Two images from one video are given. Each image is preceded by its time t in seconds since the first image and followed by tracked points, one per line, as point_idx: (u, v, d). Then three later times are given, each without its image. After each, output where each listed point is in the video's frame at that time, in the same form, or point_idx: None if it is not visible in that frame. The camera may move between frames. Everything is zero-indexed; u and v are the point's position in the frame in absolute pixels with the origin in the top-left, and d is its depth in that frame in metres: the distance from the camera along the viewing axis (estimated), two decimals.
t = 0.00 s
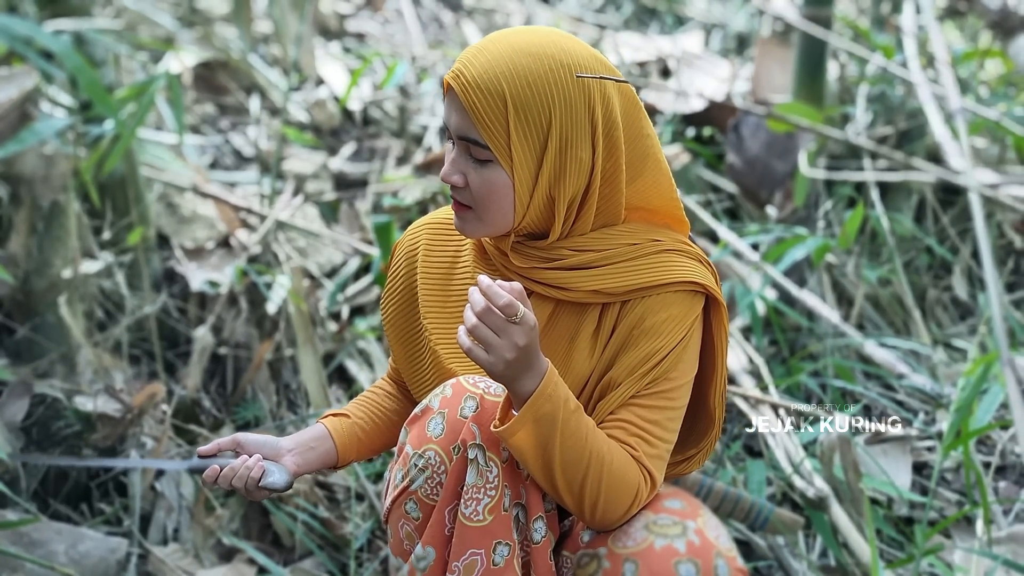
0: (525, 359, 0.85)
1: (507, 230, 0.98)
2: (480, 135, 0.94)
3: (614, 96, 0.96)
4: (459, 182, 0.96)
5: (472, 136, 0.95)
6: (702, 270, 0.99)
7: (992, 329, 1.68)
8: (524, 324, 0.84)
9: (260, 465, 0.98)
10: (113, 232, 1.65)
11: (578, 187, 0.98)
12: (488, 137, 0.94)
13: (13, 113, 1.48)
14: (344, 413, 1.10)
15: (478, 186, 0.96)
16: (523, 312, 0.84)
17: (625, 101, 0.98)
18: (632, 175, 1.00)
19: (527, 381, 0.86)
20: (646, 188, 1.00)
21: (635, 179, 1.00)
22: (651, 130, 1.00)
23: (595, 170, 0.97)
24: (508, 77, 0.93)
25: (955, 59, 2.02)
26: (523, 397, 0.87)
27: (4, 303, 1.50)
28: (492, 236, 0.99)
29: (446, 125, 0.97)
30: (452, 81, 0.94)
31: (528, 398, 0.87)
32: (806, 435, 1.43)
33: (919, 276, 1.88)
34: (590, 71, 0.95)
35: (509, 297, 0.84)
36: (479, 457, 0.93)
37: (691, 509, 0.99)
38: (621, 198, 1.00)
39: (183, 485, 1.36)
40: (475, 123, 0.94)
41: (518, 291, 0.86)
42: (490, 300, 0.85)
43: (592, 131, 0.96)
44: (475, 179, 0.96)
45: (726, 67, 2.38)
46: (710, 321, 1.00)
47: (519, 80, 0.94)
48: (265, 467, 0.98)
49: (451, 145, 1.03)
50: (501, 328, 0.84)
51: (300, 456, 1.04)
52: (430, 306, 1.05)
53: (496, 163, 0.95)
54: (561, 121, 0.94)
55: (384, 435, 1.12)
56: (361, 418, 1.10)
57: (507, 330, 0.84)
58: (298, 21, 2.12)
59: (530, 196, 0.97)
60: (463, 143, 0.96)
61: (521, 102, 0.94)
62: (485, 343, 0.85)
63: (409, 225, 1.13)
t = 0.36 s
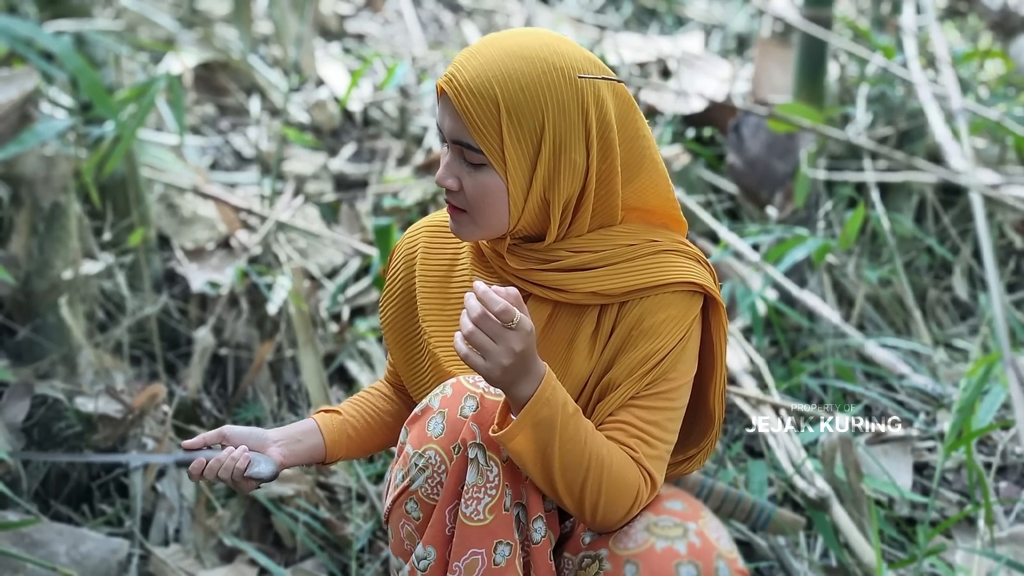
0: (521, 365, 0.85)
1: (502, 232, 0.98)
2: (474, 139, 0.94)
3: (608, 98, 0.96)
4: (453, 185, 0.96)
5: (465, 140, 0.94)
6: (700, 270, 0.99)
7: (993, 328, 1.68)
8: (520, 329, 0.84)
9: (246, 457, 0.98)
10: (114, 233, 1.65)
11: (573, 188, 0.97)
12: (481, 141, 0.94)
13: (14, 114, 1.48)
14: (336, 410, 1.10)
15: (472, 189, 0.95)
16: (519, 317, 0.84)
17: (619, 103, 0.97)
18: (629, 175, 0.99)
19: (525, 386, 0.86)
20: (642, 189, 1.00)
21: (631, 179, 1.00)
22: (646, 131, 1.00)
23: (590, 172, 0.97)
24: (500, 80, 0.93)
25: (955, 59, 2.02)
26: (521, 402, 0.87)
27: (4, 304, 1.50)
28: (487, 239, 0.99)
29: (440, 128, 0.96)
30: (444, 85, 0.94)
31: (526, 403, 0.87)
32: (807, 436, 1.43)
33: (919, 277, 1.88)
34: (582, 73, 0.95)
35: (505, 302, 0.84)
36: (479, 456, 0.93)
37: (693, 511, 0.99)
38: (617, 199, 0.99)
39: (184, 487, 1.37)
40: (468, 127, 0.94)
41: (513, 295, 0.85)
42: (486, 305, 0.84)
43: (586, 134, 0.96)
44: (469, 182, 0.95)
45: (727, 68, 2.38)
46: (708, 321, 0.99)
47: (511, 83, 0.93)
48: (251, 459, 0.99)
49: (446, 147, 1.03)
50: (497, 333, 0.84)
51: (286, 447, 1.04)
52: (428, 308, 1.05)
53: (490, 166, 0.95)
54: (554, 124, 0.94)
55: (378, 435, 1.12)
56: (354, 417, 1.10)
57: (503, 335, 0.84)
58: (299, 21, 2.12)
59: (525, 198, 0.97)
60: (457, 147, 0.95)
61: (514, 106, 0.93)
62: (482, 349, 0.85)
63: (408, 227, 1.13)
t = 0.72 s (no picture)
0: (478, 400, 0.86)
1: (478, 235, 0.95)
2: (443, 143, 0.91)
3: (574, 92, 0.92)
4: (427, 190, 0.94)
5: (435, 144, 0.92)
6: (685, 252, 0.98)
7: (995, 325, 1.68)
8: (458, 369, 0.85)
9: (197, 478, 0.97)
10: (117, 230, 1.65)
11: (547, 187, 0.95)
12: (450, 145, 0.91)
13: (17, 110, 1.48)
14: (293, 425, 1.08)
15: (445, 193, 0.93)
16: (450, 360, 0.84)
17: (585, 94, 0.94)
18: (603, 165, 0.96)
19: (500, 414, 0.87)
20: (618, 178, 0.97)
21: (604, 169, 0.97)
22: (615, 119, 0.96)
23: (564, 169, 0.94)
24: (464, 84, 0.90)
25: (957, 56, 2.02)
26: (501, 430, 0.88)
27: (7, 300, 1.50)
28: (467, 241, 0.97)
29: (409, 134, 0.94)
30: (409, 92, 0.90)
31: (505, 429, 0.88)
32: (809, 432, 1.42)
33: (920, 273, 1.88)
34: (545, 68, 0.91)
35: (431, 351, 0.84)
36: (458, 441, 0.94)
37: (703, 511, 0.98)
38: (591, 191, 0.97)
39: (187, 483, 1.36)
40: (436, 133, 0.91)
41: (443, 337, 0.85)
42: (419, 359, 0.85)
43: (555, 130, 0.92)
44: (442, 187, 0.93)
45: (727, 65, 2.38)
46: (697, 301, 0.98)
47: (475, 85, 0.90)
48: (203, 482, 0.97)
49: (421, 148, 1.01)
50: (439, 381, 0.85)
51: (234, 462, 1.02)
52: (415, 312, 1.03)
53: (461, 169, 0.93)
54: (522, 124, 0.91)
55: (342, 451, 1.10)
56: (313, 434, 1.08)
57: (446, 382, 0.84)
58: (300, 18, 2.12)
59: (499, 200, 0.94)
60: (427, 151, 0.93)
61: (479, 108, 0.90)
62: (433, 403, 0.85)
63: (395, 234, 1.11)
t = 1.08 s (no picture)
0: (493, 406, 0.86)
1: (471, 246, 0.94)
2: (431, 155, 0.90)
3: (560, 95, 0.92)
4: (417, 205, 0.92)
5: (422, 156, 0.90)
6: (675, 242, 0.99)
7: (996, 323, 1.68)
8: (477, 375, 0.84)
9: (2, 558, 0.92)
10: (119, 228, 1.66)
11: (539, 190, 0.95)
12: (438, 157, 0.90)
13: (18, 110, 1.48)
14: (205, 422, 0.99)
15: (436, 207, 0.92)
16: (470, 366, 0.84)
17: (569, 95, 0.94)
18: (591, 165, 0.97)
19: (511, 419, 0.88)
20: (604, 176, 0.98)
21: (592, 169, 0.97)
22: (597, 116, 0.97)
23: (554, 172, 0.94)
24: (448, 93, 0.88)
25: (959, 55, 2.02)
26: (511, 435, 0.88)
27: (9, 298, 1.50)
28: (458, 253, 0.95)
29: (394, 148, 0.92)
30: (393, 104, 0.89)
31: (515, 434, 0.88)
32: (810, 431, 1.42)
33: (921, 272, 1.88)
34: (531, 73, 0.90)
35: (452, 357, 0.83)
36: (470, 450, 0.95)
37: (710, 504, 1.00)
38: (581, 192, 0.97)
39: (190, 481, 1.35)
40: (424, 145, 0.89)
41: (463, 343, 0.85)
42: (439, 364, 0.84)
43: (544, 134, 0.92)
44: (432, 201, 0.92)
45: (728, 64, 2.38)
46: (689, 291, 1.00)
47: (460, 94, 0.89)
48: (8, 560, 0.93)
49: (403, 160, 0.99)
50: (458, 388, 0.84)
51: (65, 530, 0.92)
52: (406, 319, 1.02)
53: (450, 180, 0.91)
54: (510, 130, 0.90)
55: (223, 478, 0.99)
56: (173, 467, 0.96)
57: (466, 388, 0.84)
58: (301, 17, 2.12)
59: (490, 209, 0.94)
60: (415, 165, 0.91)
61: (467, 118, 0.89)
62: (453, 409, 0.85)
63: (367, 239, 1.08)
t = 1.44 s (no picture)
0: (458, 422, 0.86)
1: (470, 246, 0.94)
2: (432, 153, 0.90)
3: (567, 100, 0.91)
4: (417, 200, 0.92)
5: (423, 153, 0.91)
6: (683, 258, 0.97)
7: (1001, 321, 1.67)
8: (437, 392, 0.85)
9: (127, 515, 0.93)
10: (123, 226, 1.66)
11: (538, 196, 0.94)
12: (438, 154, 0.90)
13: (21, 109, 1.50)
14: (250, 446, 1.01)
15: (436, 204, 0.92)
16: (430, 382, 0.85)
17: (578, 100, 0.93)
18: (596, 174, 0.96)
19: (479, 437, 0.87)
20: (613, 185, 0.97)
21: (599, 177, 0.97)
22: (609, 124, 0.95)
23: (556, 177, 0.93)
24: (452, 92, 0.88)
25: (963, 52, 2.02)
26: (481, 453, 0.88)
27: (14, 296, 1.51)
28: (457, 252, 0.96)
29: (400, 141, 0.92)
30: (397, 100, 0.89)
31: (485, 452, 0.88)
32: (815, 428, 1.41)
33: (926, 271, 1.87)
34: (538, 76, 0.89)
35: (413, 372, 0.84)
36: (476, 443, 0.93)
37: (699, 518, 0.98)
38: (586, 199, 0.96)
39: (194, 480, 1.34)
40: (425, 142, 0.89)
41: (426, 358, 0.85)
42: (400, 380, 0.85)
43: (547, 139, 0.91)
44: (432, 197, 0.92)
45: (733, 63, 2.38)
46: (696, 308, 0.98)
47: (463, 93, 0.89)
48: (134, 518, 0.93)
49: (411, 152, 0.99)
50: (418, 405, 0.85)
51: (186, 497, 0.95)
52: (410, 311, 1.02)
53: (450, 178, 0.91)
54: (512, 133, 0.90)
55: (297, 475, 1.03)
56: (271, 453, 1.01)
57: (426, 406, 0.85)
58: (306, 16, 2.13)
59: (489, 210, 0.93)
60: (416, 160, 0.92)
61: (468, 118, 0.89)
62: (413, 426, 0.85)
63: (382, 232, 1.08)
